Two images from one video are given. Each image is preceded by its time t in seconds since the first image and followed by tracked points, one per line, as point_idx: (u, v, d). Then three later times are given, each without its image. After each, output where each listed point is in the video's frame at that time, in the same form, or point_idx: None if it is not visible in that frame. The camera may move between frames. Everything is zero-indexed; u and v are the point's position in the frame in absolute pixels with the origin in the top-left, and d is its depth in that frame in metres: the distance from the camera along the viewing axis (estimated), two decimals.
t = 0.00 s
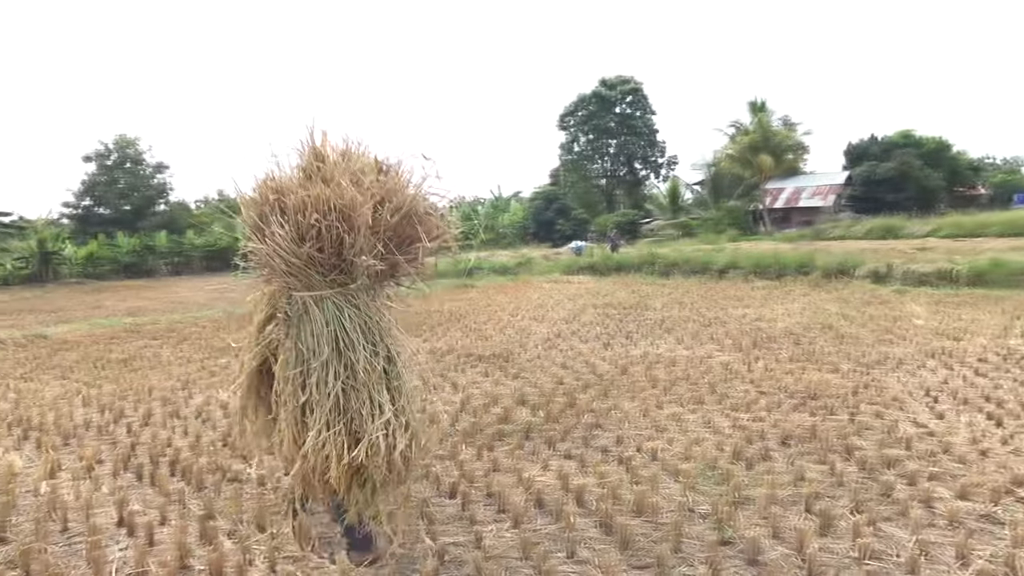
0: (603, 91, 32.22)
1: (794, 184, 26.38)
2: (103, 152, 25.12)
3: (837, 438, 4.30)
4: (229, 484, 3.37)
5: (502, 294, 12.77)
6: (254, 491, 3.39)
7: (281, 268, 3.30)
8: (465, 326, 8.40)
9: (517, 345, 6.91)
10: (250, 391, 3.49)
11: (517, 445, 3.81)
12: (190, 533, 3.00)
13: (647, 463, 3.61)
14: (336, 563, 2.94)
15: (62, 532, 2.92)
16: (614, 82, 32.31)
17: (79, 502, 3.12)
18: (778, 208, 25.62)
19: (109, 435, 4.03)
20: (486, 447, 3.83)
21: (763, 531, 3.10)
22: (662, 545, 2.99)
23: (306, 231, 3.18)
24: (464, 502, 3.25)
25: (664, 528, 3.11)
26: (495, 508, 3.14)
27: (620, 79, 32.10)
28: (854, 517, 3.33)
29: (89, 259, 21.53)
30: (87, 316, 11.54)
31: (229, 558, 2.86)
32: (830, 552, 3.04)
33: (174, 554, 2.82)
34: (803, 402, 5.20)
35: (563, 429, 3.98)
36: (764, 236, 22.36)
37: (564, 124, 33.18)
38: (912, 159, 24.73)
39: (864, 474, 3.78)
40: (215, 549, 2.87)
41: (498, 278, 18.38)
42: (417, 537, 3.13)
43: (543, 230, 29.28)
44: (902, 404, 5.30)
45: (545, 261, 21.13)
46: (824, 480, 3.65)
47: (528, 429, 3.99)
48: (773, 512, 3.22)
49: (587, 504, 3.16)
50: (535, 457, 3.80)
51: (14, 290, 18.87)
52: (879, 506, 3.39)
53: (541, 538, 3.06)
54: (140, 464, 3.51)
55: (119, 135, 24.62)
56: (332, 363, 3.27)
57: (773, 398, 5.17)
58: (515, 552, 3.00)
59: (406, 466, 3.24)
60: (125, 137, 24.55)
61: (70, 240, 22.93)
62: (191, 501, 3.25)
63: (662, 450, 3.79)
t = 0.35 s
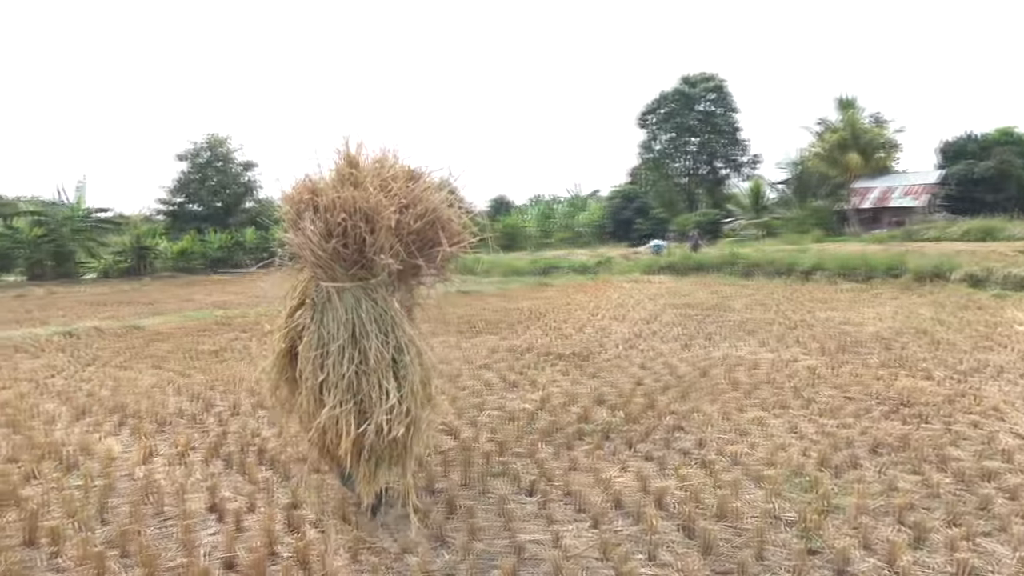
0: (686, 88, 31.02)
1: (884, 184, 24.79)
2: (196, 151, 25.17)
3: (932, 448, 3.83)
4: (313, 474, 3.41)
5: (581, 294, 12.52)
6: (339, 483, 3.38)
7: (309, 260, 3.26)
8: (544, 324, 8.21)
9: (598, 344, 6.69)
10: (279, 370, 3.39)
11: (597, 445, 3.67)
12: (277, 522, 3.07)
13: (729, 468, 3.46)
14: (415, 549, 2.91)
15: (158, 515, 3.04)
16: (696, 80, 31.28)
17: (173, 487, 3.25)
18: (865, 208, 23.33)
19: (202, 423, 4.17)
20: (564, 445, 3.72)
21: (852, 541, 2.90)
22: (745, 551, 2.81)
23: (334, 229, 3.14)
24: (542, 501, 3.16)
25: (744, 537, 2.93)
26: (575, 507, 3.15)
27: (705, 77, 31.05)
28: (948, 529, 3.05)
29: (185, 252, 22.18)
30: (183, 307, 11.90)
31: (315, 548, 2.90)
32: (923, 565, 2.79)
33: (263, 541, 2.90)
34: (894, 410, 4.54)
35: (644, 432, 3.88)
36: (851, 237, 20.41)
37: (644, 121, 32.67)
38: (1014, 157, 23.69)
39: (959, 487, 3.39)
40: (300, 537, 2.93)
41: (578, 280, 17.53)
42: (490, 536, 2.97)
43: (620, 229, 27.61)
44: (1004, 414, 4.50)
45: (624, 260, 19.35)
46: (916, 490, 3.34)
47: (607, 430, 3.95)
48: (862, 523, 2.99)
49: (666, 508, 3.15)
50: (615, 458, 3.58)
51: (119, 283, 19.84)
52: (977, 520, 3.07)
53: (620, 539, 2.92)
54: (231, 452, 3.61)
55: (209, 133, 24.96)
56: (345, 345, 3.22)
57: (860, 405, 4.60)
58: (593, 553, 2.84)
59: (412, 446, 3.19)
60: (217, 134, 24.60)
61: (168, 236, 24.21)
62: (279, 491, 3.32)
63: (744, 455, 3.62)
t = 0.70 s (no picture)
0: (758, 87, 30.65)
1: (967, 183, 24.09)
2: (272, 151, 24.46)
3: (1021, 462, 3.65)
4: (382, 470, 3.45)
5: (648, 295, 12.45)
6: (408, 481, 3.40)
7: (321, 267, 3.40)
8: (612, 325, 8.16)
9: (666, 346, 6.62)
10: (297, 364, 3.53)
11: (666, 447, 3.64)
12: (348, 516, 3.11)
13: (803, 475, 3.39)
14: (483, 546, 2.90)
15: (234, 504, 3.13)
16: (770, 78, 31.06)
17: (248, 478, 3.34)
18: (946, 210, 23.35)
19: (276, 415, 4.28)
20: (632, 447, 3.67)
21: (933, 554, 2.78)
22: (821, 561, 2.72)
23: (345, 237, 3.27)
24: (610, 503, 3.12)
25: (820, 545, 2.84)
26: (643, 510, 3.11)
27: (780, 75, 30.76)
28: None
29: (259, 249, 22.84)
30: (259, 302, 12.23)
31: (385, 543, 2.92)
32: None
33: (334, 534, 2.94)
34: (978, 420, 4.36)
35: (714, 436, 3.82)
36: (932, 241, 19.66)
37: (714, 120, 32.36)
38: None
39: None
40: (371, 531, 2.96)
41: (646, 279, 17.77)
42: (558, 536, 2.94)
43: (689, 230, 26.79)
44: None
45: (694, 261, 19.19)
46: (1003, 504, 3.19)
47: (675, 432, 3.90)
48: (944, 536, 2.87)
49: (737, 514, 3.09)
50: (684, 461, 3.53)
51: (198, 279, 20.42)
52: None
53: (690, 544, 2.86)
54: (304, 445, 3.69)
55: (283, 133, 24.46)
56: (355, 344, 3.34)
57: (942, 413, 4.43)
58: (663, 558, 2.79)
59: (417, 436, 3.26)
60: (291, 134, 24.25)
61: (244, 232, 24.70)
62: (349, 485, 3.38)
63: (819, 462, 3.53)
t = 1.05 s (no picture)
0: (814, 83, 29.93)
1: None
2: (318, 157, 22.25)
3: None
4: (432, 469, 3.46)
5: (699, 296, 12.37)
6: (458, 479, 3.40)
7: (319, 264, 3.62)
8: (662, 326, 8.10)
9: (718, 348, 6.55)
10: (305, 356, 3.77)
11: (718, 450, 3.60)
12: (399, 514, 3.12)
13: (860, 481, 3.32)
14: (533, 545, 2.88)
15: (287, 501, 3.17)
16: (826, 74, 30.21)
17: (301, 476, 3.39)
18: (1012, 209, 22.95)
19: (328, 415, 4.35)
20: (683, 449, 3.64)
21: (999, 563, 2.67)
22: (878, 568, 2.64)
23: (338, 237, 3.46)
24: (661, 505, 3.09)
25: (879, 554, 2.76)
26: (696, 514, 3.07)
27: (835, 71, 29.89)
28: None
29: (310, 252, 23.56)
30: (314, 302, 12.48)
31: (435, 540, 2.91)
32: None
33: (385, 530, 2.95)
34: None
35: (767, 439, 3.77)
36: (996, 241, 18.97)
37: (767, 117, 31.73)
38: None
39: None
40: (421, 529, 2.96)
41: (698, 279, 17.95)
42: (608, 538, 2.91)
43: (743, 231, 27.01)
44: None
45: (747, 262, 19.23)
46: None
47: (728, 435, 3.85)
48: (1011, 546, 2.75)
49: (793, 519, 3.03)
50: (737, 465, 3.49)
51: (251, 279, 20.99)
52: None
53: (743, 549, 2.81)
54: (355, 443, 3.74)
55: (333, 137, 22.53)
56: (348, 336, 3.53)
57: (1009, 419, 4.27)
58: (716, 561, 2.73)
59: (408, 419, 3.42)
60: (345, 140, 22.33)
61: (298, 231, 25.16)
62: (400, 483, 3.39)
63: (877, 467, 3.45)
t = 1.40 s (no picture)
0: (857, 80, 29.28)
1: None
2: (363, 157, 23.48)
3: None
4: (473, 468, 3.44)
5: (740, 296, 12.25)
6: (495, 477, 3.39)
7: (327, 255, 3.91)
8: (702, 326, 8.03)
9: (758, 348, 6.47)
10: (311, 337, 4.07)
11: (759, 451, 3.57)
12: (437, 512, 3.11)
13: (905, 484, 3.26)
14: (572, 545, 2.86)
15: (327, 498, 3.20)
16: (870, 70, 29.63)
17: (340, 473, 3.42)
18: None
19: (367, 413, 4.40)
20: (724, 450, 3.61)
21: None
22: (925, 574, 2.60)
23: (346, 231, 3.76)
24: (701, 507, 3.06)
25: (927, 560, 2.69)
26: (736, 516, 3.03)
27: (880, 67, 29.30)
28: None
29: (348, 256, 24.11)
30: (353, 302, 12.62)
31: (474, 539, 2.91)
32: None
33: (424, 528, 2.96)
34: None
35: (809, 441, 3.72)
36: None
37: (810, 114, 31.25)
38: None
39: None
40: (459, 527, 2.95)
41: (738, 279, 17.66)
42: (647, 540, 2.88)
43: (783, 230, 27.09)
44: None
45: (787, 261, 18.98)
46: None
47: (769, 436, 3.82)
48: None
49: (836, 522, 2.98)
50: (778, 467, 3.45)
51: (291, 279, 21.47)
52: None
53: (785, 551, 2.77)
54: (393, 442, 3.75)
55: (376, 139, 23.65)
56: (350, 321, 3.82)
57: None
58: (756, 563, 2.70)
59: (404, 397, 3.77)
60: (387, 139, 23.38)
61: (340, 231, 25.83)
62: (439, 481, 3.38)
63: (923, 471, 3.38)
